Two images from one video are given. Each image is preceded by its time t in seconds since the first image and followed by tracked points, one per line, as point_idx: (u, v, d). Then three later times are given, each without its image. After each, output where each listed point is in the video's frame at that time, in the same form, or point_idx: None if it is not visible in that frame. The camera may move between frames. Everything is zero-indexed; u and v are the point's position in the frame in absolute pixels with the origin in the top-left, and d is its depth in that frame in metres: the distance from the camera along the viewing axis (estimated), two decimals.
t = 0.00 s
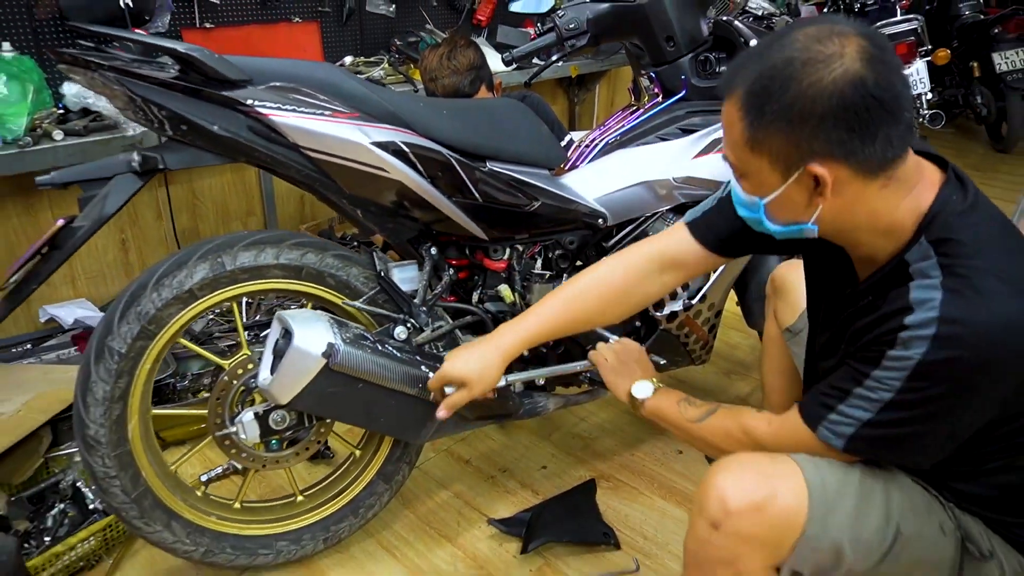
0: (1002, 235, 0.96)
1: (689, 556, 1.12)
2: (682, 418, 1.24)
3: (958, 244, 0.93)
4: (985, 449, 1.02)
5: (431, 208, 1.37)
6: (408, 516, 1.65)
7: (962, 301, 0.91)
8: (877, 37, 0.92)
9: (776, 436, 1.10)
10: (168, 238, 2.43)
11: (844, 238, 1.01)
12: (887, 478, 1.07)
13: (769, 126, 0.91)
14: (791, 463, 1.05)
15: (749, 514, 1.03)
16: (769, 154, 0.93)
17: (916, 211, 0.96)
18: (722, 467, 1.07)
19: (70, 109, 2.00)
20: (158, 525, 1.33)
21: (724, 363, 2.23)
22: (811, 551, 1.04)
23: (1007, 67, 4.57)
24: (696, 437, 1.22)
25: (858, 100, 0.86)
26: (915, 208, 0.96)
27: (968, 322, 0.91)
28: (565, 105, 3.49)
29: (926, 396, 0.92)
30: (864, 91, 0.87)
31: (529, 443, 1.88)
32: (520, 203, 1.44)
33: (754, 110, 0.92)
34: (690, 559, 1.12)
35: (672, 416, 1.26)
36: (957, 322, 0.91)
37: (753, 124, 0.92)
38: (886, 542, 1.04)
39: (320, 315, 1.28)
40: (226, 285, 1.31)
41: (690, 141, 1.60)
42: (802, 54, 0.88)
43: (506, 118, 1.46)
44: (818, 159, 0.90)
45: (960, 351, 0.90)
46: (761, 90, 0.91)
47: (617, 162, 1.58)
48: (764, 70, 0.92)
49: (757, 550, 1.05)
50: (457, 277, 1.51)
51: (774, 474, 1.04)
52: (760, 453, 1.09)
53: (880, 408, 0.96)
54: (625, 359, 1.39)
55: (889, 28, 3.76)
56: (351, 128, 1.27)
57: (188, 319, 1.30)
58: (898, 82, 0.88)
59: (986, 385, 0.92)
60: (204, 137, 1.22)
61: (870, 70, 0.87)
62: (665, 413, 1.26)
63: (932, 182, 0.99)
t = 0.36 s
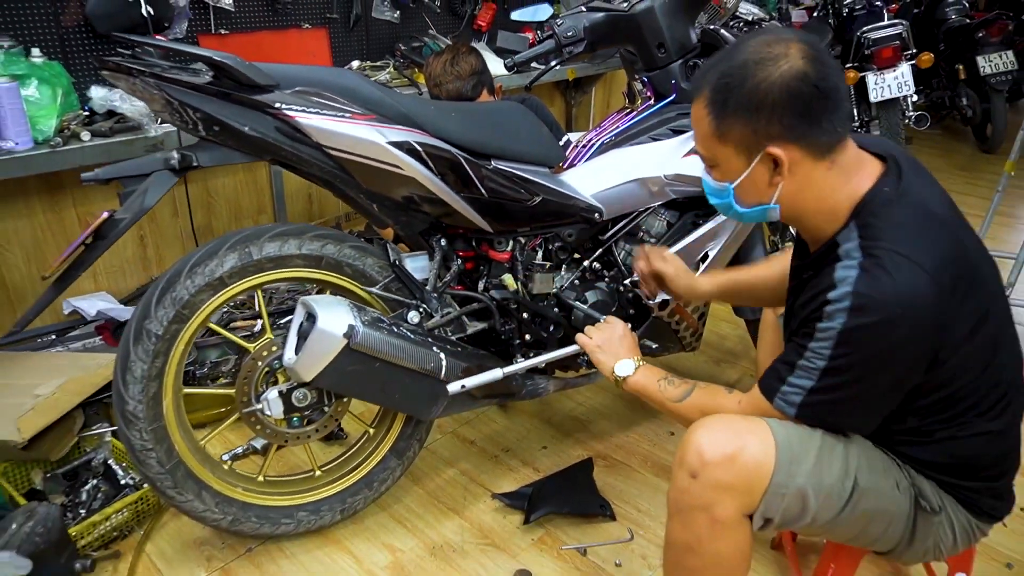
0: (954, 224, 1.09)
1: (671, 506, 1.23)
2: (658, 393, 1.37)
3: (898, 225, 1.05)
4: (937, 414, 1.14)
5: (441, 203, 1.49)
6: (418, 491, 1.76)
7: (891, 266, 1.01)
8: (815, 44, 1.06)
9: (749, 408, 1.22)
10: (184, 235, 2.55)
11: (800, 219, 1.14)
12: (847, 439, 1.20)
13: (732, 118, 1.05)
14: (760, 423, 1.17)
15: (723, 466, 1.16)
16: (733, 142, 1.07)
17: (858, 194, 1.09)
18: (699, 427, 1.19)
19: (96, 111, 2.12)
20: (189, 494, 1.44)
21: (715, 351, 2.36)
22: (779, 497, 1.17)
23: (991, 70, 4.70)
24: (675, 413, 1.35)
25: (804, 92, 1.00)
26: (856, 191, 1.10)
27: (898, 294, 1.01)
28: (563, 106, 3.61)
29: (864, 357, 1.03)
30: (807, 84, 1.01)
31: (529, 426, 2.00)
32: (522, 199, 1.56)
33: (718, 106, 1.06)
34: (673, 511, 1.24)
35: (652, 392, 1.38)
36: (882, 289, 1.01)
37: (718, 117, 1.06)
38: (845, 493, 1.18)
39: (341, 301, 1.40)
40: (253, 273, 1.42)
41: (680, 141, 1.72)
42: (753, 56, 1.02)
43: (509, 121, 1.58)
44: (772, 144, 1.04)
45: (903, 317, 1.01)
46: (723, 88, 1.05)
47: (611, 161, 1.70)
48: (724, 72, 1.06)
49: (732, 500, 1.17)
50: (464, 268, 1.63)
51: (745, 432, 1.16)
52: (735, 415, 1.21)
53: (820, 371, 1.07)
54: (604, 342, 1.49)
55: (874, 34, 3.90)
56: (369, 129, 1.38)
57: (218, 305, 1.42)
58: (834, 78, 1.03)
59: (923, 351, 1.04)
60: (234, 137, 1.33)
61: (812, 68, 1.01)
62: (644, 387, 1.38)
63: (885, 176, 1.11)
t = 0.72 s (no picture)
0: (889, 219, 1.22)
1: (657, 479, 1.30)
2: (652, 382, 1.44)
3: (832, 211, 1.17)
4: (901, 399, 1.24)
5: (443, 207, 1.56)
6: (420, 484, 1.83)
7: (822, 242, 1.13)
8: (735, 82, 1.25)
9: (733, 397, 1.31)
10: (191, 238, 2.62)
11: (741, 222, 1.25)
12: (821, 421, 1.30)
13: (678, 127, 1.19)
14: (739, 405, 1.27)
15: (704, 444, 1.24)
16: (682, 148, 1.20)
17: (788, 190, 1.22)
18: (683, 409, 1.28)
19: (108, 119, 2.20)
20: (204, 485, 1.51)
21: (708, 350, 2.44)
22: (757, 474, 1.26)
23: (979, 76, 4.81)
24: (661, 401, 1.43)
25: (734, 104, 1.17)
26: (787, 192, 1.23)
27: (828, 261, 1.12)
28: (559, 112, 3.68)
29: (813, 325, 1.13)
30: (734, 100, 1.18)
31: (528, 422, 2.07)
32: (521, 203, 1.64)
33: (665, 119, 1.21)
34: (658, 486, 1.31)
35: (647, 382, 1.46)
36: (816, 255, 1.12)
37: (666, 129, 1.20)
38: (820, 470, 1.27)
39: (349, 300, 1.48)
40: (265, 274, 1.50)
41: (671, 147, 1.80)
42: (689, 80, 1.21)
43: (508, 129, 1.65)
44: (712, 147, 1.18)
45: (843, 293, 1.12)
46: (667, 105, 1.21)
47: (606, 166, 1.77)
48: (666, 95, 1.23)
49: (712, 476, 1.25)
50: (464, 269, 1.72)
51: (726, 414, 1.25)
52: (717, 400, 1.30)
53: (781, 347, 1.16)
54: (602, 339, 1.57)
55: (863, 41, 4.00)
56: (375, 137, 1.45)
57: (231, 304, 1.49)
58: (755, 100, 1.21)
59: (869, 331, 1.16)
60: (248, 144, 1.41)
61: (736, 90, 1.20)
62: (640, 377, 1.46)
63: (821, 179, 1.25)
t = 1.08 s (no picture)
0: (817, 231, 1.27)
1: (644, 496, 1.30)
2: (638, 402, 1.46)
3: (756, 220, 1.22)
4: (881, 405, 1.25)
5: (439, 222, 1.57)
6: (418, 498, 1.83)
7: (752, 250, 1.16)
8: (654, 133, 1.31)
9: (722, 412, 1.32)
10: (189, 251, 2.62)
11: (674, 261, 1.28)
12: (799, 427, 1.30)
13: (598, 178, 1.25)
14: (721, 417, 1.27)
15: (688, 456, 1.24)
16: (604, 197, 1.26)
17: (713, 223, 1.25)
18: (667, 423, 1.28)
19: (107, 132, 2.21)
20: (200, 500, 1.50)
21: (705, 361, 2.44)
22: (742, 484, 1.25)
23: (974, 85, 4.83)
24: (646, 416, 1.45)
25: (650, 151, 1.23)
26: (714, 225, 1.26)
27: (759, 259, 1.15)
28: (557, 122, 3.69)
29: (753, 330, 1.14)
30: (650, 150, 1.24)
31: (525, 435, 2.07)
32: (518, 217, 1.64)
33: (587, 172, 1.27)
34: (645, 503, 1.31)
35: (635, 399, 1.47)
36: (745, 254, 1.16)
37: (590, 180, 1.27)
38: (804, 477, 1.27)
39: (345, 314, 1.48)
40: (262, 288, 1.49)
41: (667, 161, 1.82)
42: (606, 133, 1.27)
43: (504, 144, 1.66)
44: (632, 193, 1.23)
45: (781, 289, 1.14)
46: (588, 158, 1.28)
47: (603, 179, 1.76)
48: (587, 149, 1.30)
49: (698, 487, 1.25)
50: (461, 282, 1.72)
51: (706, 426, 1.25)
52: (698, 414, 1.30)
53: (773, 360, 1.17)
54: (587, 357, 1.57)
55: (859, 52, 4.02)
56: (373, 152, 1.46)
57: (229, 318, 1.48)
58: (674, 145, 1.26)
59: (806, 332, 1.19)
60: (245, 160, 1.41)
61: (653, 138, 1.26)
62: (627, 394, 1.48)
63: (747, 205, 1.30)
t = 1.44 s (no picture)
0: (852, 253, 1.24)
1: (642, 514, 1.31)
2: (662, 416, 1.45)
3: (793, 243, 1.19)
4: (890, 434, 1.24)
5: (439, 244, 1.56)
6: (417, 523, 1.81)
7: (782, 275, 1.14)
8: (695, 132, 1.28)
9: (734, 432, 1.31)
10: (189, 273, 2.61)
11: (701, 268, 1.27)
12: (807, 453, 1.29)
13: (627, 183, 1.24)
14: (723, 436, 1.27)
15: (683, 472, 1.25)
16: (632, 202, 1.25)
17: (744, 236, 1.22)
18: (665, 438, 1.28)
19: (106, 154, 2.20)
20: (196, 527, 1.48)
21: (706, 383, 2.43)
22: (737, 502, 1.25)
23: (969, 107, 4.87)
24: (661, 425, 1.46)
25: (681, 159, 1.19)
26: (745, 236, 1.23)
27: (790, 289, 1.13)
28: (555, 144, 3.71)
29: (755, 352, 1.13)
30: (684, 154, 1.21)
31: (526, 459, 2.05)
32: (518, 240, 1.64)
33: (616, 176, 1.26)
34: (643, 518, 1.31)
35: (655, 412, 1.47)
36: (777, 282, 1.14)
37: (619, 184, 1.25)
38: (804, 503, 1.26)
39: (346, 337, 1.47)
40: (261, 311, 1.48)
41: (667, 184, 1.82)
42: (639, 136, 1.24)
43: (504, 167, 1.66)
44: (659, 200, 1.22)
45: (808, 320, 1.13)
46: (619, 161, 1.26)
47: (603, 202, 1.77)
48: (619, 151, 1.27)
49: (694, 504, 1.25)
50: (461, 304, 1.71)
51: (707, 441, 1.26)
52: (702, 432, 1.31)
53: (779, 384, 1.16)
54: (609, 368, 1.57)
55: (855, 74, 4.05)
56: (373, 175, 1.46)
57: (227, 342, 1.47)
58: (710, 148, 1.22)
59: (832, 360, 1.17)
60: (245, 183, 1.40)
61: (686, 143, 1.21)
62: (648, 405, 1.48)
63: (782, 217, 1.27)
